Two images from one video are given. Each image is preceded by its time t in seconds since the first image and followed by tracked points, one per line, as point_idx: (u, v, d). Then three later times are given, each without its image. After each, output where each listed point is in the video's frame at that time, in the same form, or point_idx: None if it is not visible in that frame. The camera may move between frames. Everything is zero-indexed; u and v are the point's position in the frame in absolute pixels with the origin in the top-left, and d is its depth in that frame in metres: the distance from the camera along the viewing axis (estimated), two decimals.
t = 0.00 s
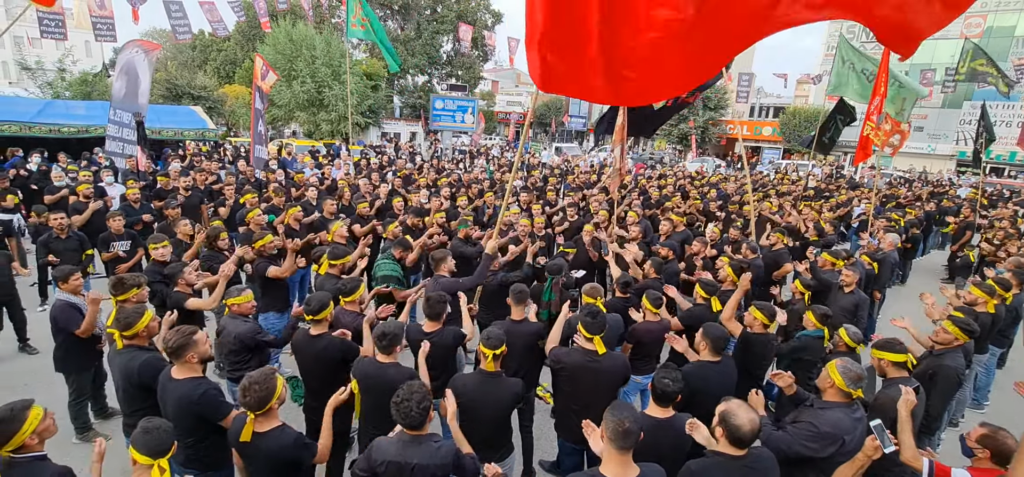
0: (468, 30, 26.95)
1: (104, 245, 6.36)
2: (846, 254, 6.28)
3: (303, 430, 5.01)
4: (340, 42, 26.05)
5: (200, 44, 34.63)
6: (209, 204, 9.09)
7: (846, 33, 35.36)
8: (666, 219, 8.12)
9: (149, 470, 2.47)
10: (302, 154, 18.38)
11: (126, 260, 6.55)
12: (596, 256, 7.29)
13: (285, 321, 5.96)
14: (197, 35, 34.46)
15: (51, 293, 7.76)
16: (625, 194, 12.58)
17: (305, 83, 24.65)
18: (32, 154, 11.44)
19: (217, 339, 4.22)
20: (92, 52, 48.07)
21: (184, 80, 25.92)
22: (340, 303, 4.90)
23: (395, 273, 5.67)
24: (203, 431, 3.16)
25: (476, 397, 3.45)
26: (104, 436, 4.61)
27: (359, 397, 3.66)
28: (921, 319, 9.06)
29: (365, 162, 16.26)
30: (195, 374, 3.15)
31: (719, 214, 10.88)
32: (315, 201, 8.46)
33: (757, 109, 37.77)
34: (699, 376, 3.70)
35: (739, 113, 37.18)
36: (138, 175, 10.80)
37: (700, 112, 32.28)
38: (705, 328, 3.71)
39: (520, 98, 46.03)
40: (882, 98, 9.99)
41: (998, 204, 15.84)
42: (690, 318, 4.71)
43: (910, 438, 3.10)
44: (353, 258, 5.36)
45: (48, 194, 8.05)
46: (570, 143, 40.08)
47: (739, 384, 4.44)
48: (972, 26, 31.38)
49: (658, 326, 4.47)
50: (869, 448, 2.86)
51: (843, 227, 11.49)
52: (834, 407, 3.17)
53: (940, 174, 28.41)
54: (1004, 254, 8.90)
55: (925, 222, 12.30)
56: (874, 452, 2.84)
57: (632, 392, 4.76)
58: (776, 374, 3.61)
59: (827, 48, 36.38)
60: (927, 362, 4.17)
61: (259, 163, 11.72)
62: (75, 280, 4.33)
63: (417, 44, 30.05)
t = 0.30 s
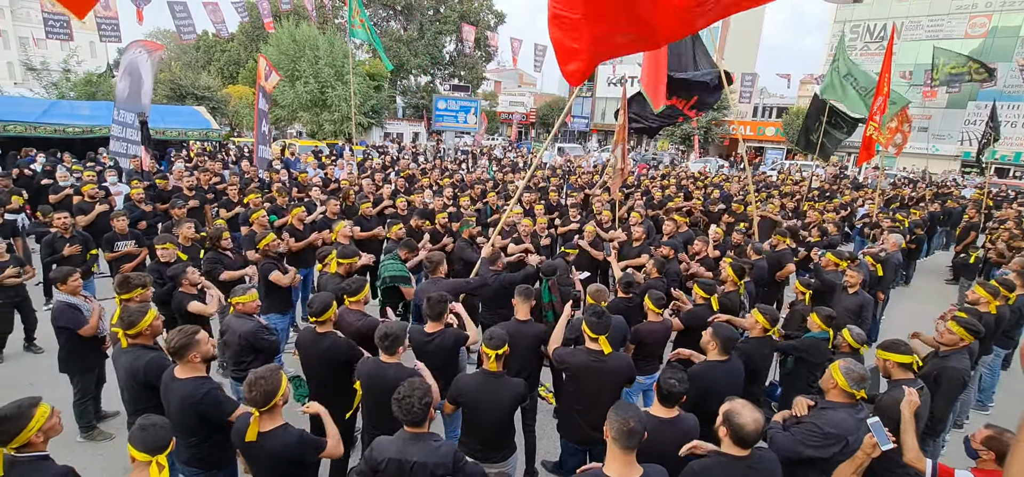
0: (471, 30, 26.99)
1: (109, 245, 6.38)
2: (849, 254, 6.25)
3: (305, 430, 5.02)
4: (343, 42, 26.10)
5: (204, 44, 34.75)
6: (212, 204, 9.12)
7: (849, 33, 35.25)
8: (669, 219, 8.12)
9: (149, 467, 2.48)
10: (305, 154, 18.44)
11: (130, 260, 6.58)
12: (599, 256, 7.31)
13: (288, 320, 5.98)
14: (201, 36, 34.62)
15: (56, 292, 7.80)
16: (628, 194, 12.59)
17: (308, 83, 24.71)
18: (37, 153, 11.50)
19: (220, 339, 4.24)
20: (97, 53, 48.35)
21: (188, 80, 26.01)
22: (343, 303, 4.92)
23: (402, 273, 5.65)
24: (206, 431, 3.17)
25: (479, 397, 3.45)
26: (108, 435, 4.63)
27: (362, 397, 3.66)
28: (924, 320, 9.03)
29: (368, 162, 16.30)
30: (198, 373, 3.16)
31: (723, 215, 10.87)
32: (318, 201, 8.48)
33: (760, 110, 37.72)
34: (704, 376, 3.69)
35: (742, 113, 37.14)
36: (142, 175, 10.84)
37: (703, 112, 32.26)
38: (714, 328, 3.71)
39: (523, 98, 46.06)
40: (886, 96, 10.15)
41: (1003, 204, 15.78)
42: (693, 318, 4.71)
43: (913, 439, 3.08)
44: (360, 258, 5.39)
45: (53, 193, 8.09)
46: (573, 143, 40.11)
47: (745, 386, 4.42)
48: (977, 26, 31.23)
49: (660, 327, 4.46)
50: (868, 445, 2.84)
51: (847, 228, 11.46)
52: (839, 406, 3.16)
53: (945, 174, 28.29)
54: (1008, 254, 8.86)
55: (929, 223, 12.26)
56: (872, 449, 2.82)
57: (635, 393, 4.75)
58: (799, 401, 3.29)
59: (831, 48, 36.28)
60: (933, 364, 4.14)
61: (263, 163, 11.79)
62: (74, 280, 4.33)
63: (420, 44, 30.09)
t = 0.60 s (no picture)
0: (474, 30, 26.96)
1: (112, 245, 6.40)
2: (853, 255, 6.24)
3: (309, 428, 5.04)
4: (345, 42, 26.12)
5: (207, 44, 34.84)
6: (215, 203, 9.14)
7: (853, 33, 35.16)
8: (672, 219, 8.12)
9: (141, 469, 2.46)
10: (307, 154, 18.46)
11: (134, 259, 6.59)
12: (601, 256, 7.31)
13: (290, 319, 6.00)
14: (204, 36, 34.75)
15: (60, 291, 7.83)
16: (630, 194, 12.58)
17: (311, 83, 24.74)
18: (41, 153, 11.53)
19: (223, 338, 4.24)
20: (101, 53, 48.67)
21: (191, 80, 26.07)
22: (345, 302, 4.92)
23: (404, 275, 5.75)
24: (209, 429, 3.19)
25: (480, 397, 3.45)
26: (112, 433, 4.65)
27: (366, 396, 3.67)
28: (928, 321, 9.00)
29: (371, 162, 16.32)
30: (203, 371, 3.17)
31: (725, 215, 10.86)
32: (321, 200, 8.48)
33: (763, 110, 37.64)
34: (708, 376, 3.69)
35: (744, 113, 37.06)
36: (145, 174, 10.88)
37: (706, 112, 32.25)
38: (719, 328, 3.71)
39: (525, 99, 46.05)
40: (888, 94, 10.23)
41: (1007, 205, 15.71)
42: (694, 318, 4.73)
43: (916, 440, 3.07)
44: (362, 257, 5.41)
45: (57, 193, 8.11)
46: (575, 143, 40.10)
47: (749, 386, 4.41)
48: (981, 26, 31.11)
49: (662, 328, 4.45)
50: (864, 447, 2.83)
51: (850, 228, 11.42)
52: (842, 409, 3.15)
53: (949, 175, 28.17)
54: (1012, 255, 8.82)
55: (932, 223, 12.23)
56: (869, 451, 2.81)
57: (637, 393, 4.75)
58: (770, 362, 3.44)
59: (834, 49, 36.18)
60: (936, 365, 4.12)
61: (265, 163, 11.84)
62: (77, 279, 4.35)
63: (423, 44, 30.11)
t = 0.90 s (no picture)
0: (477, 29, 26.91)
1: (117, 243, 6.43)
2: (857, 256, 6.21)
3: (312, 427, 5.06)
4: (349, 42, 26.15)
5: (211, 44, 34.96)
6: (219, 202, 9.17)
7: (857, 33, 35.04)
8: (674, 219, 8.12)
9: (142, 468, 2.46)
10: (311, 153, 18.51)
11: (139, 258, 6.63)
12: (604, 256, 7.32)
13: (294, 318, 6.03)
14: (209, 36, 34.86)
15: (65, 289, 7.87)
16: (633, 195, 12.57)
17: (314, 83, 24.78)
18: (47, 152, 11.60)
19: (227, 337, 4.26)
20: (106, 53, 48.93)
21: (195, 80, 26.17)
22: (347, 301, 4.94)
23: (409, 273, 5.70)
24: (214, 427, 3.20)
25: (483, 396, 3.46)
26: (117, 431, 4.67)
27: (369, 394, 3.69)
28: (932, 322, 8.97)
29: (374, 162, 16.35)
30: (207, 370, 3.18)
31: (728, 215, 10.85)
32: (324, 200, 8.51)
33: (766, 110, 37.54)
34: (713, 375, 3.68)
35: (748, 114, 36.96)
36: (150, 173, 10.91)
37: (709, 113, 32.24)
38: (724, 327, 3.72)
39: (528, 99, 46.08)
40: (889, 95, 10.21)
41: (1012, 207, 15.64)
42: (697, 318, 4.75)
43: (919, 442, 3.07)
44: (365, 256, 5.42)
45: (63, 191, 8.16)
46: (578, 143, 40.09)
47: (751, 386, 4.41)
48: (986, 26, 31.01)
49: (665, 328, 4.46)
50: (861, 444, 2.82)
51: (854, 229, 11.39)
52: (845, 408, 3.15)
53: (954, 177, 28.04)
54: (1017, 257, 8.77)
55: (936, 225, 12.18)
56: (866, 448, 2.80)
57: (640, 393, 4.76)
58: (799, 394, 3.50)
59: (838, 49, 36.05)
60: (940, 366, 4.12)
61: (269, 162, 11.92)
62: (84, 277, 4.37)
63: (426, 44, 30.13)
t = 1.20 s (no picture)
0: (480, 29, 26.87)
1: (120, 242, 6.45)
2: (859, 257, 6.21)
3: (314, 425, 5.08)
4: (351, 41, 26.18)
5: (214, 43, 35.06)
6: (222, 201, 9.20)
7: (860, 33, 34.91)
8: (676, 220, 8.12)
9: (155, 469, 2.49)
10: (313, 153, 18.54)
11: (142, 256, 6.65)
12: (606, 256, 7.32)
13: (296, 317, 6.04)
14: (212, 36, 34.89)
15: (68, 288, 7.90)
16: (635, 195, 12.57)
17: (317, 83, 24.81)
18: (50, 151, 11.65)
19: (230, 335, 4.28)
20: (109, 52, 49.18)
21: (198, 79, 26.23)
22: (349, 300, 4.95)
23: (411, 272, 5.77)
24: (216, 425, 3.21)
25: (484, 396, 3.47)
26: (120, 428, 4.68)
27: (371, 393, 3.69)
28: (934, 323, 8.97)
29: (376, 161, 16.38)
30: (209, 368, 3.20)
31: (730, 216, 10.85)
32: (327, 199, 8.53)
33: (769, 110, 37.49)
34: (715, 374, 3.70)
35: (750, 114, 36.93)
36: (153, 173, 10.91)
37: (712, 113, 32.23)
38: (722, 328, 3.72)
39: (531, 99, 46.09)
40: (892, 97, 10.20)
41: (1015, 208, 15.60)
42: (699, 318, 4.76)
43: (920, 443, 3.08)
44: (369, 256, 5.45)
45: (66, 190, 8.20)
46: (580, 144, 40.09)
47: (752, 386, 4.41)
48: (990, 27, 31.00)
49: (666, 328, 4.46)
50: (856, 438, 2.79)
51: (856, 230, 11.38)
52: (846, 409, 3.15)
53: (957, 178, 27.99)
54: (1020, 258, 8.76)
55: (939, 226, 12.15)
56: (861, 441, 2.76)
57: (641, 393, 4.77)
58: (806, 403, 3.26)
59: (841, 49, 35.98)
60: (943, 367, 4.12)
61: (271, 162, 11.94)
62: (87, 275, 4.38)
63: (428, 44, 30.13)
